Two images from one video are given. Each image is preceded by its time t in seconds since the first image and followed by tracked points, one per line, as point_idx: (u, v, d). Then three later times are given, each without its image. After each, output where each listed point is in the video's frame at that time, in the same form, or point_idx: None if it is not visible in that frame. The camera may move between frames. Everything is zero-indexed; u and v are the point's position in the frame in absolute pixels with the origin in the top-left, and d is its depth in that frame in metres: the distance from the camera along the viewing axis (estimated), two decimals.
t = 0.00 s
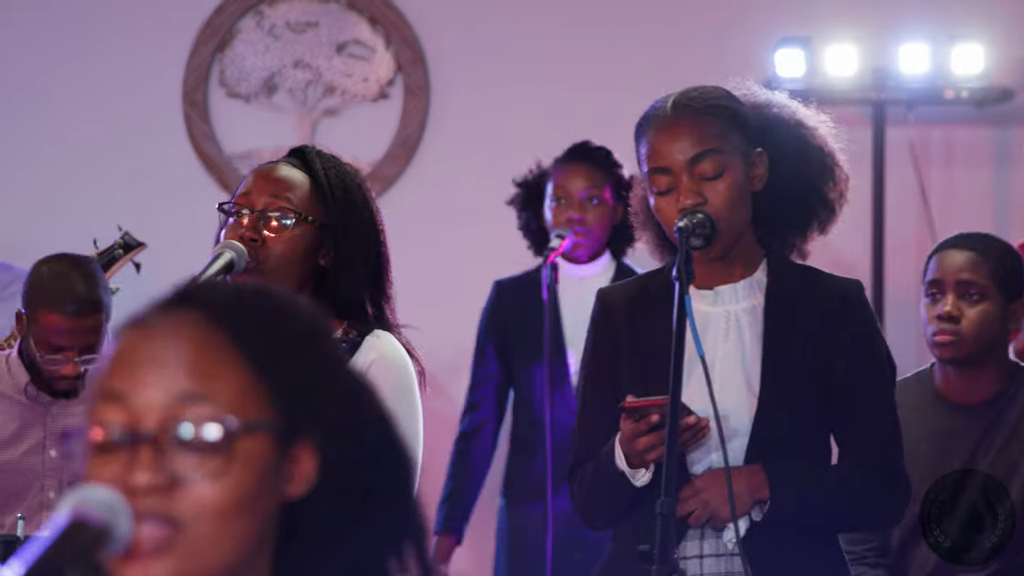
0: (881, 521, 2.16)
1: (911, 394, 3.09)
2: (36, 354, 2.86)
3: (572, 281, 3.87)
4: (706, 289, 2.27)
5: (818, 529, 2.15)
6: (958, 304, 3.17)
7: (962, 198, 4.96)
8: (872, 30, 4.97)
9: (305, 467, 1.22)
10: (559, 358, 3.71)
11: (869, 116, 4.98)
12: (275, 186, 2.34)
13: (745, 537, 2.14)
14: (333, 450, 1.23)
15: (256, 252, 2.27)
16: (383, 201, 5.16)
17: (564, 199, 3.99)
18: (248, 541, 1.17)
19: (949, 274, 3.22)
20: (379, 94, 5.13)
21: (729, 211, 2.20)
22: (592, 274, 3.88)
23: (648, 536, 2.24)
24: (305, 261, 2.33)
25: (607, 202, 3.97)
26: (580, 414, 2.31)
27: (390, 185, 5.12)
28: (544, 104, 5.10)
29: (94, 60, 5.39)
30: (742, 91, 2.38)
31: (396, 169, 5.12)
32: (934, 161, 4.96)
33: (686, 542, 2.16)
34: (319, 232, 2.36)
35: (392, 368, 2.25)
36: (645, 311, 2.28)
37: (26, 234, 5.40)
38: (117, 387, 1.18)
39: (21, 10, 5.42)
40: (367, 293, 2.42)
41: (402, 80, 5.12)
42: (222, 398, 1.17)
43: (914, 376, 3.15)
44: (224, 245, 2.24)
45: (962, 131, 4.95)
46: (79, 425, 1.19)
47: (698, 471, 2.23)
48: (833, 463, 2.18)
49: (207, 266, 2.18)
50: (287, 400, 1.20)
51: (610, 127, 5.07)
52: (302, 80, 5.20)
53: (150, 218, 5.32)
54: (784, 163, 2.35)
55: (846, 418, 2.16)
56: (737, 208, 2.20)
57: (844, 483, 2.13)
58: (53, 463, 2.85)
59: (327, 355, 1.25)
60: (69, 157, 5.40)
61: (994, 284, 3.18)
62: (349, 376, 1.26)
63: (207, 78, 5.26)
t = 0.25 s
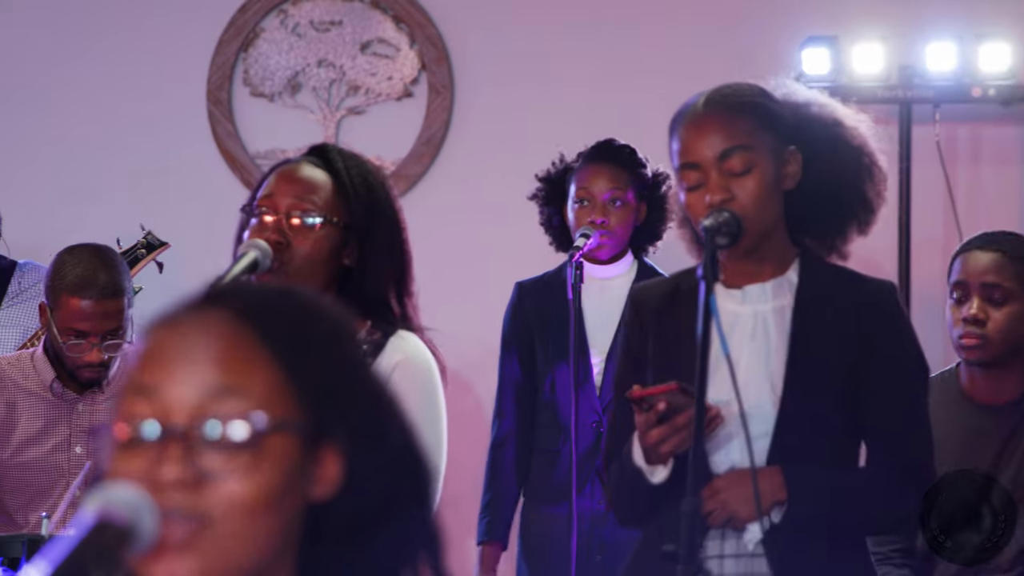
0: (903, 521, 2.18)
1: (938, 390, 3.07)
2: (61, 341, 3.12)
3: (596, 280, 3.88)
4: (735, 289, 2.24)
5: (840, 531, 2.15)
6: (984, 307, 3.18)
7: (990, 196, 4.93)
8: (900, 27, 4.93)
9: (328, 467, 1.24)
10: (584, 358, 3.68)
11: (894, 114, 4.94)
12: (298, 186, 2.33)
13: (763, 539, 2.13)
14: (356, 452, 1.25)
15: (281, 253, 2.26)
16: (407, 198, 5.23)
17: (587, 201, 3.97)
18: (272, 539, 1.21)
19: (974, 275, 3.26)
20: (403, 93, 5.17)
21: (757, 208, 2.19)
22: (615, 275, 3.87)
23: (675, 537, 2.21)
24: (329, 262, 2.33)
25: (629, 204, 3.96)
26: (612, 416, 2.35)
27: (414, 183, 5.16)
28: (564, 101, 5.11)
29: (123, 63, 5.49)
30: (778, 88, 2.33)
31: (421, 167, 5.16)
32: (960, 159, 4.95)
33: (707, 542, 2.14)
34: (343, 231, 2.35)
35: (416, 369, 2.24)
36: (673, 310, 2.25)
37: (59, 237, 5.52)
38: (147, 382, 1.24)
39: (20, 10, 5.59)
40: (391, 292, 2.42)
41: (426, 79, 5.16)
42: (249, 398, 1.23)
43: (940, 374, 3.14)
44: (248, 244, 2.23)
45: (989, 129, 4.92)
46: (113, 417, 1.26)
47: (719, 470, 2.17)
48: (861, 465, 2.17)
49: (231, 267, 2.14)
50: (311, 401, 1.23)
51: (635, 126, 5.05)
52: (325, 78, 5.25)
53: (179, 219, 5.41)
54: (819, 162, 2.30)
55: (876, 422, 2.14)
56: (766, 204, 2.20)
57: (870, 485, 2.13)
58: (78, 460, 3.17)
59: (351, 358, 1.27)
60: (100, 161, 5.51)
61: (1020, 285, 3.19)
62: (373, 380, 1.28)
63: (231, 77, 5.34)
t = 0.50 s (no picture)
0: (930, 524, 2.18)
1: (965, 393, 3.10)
2: (87, 332, 3.20)
3: (621, 280, 3.91)
4: (763, 289, 2.26)
5: (867, 532, 2.14)
6: (998, 323, 3.10)
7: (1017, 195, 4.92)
8: (928, 27, 4.93)
9: (357, 470, 1.29)
10: (610, 359, 3.71)
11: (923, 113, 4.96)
12: (326, 184, 2.34)
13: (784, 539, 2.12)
14: (386, 457, 1.31)
15: (308, 252, 2.27)
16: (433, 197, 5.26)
17: (614, 199, 3.97)
18: (300, 534, 1.24)
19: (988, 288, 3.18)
20: (431, 93, 5.21)
21: (786, 209, 2.19)
22: (642, 275, 3.90)
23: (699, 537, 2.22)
24: (357, 261, 2.34)
25: (656, 202, 3.96)
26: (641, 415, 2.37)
27: (440, 183, 5.21)
28: (588, 102, 5.15)
29: (153, 62, 5.54)
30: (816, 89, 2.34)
31: (448, 166, 5.20)
32: (987, 159, 4.93)
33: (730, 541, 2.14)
34: (371, 230, 2.36)
35: (441, 370, 2.23)
36: (702, 310, 2.25)
37: (86, 235, 5.56)
38: (189, 366, 1.29)
39: (20, 9, 5.64)
40: (416, 291, 2.42)
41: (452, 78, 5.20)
42: (289, 391, 1.27)
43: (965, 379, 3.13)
44: (275, 244, 2.24)
45: (1017, 128, 4.91)
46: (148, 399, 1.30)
47: (742, 470, 2.19)
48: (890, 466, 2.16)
49: (257, 267, 2.16)
50: (346, 400, 1.29)
51: (659, 124, 5.10)
52: (353, 78, 5.29)
53: (205, 219, 5.46)
54: (857, 160, 2.30)
55: (906, 424, 2.14)
56: (796, 205, 2.20)
57: (900, 488, 2.13)
58: (107, 460, 3.25)
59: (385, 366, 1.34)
60: (118, 160, 5.56)
61: None
62: (404, 389, 1.35)
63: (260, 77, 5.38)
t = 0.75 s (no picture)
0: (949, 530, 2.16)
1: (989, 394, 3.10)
2: (112, 333, 3.15)
3: (643, 281, 3.94)
4: (788, 290, 2.29)
5: (885, 536, 2.14)
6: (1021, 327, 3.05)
7: None
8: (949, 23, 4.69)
9: (380, 473, 1.23)
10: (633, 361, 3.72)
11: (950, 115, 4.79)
12: (350, 182, 2.35)
13: (799, 538, 2.16)
14: (410, 464, 1.24)
15: (330, 248, 2.28)
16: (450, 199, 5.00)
17: (637, 196, 4.00)
18: (319, 536, 1.18)
19: (1011, 292, 3.10)
20: (452, 92, 4.95)
21: (810, 215, 2.20)
22: (664, 275, 3.93)
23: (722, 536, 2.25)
24: (379, 259, 2.35)
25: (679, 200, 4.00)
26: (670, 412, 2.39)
27: (461, 183, 4.95)
28: (622, 104, 4.88)
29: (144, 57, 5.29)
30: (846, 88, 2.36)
31: (468, 168, 4.93)
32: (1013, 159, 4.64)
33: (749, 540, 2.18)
34: (394, 229, 2.37)
35: (463, 369, 2.22)
36: (727, 310, 2.28)
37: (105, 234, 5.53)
38: (216, 358, 1.22)
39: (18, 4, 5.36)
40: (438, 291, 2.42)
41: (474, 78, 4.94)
42: (317, 388, 1.21)
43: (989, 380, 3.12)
44: (298, 243, 2.26)
45: None
46: (170, 389, 1.22)
47: (759, 468, 2.22)
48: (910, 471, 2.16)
49: (281, 266, 2.21)
50: (377, 402, 1.23)
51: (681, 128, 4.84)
52: (374, 78, 5.02)
53: (212, 216, 5.17)
54: (885, 160, 2.32)
55: (925, 428, 2.13)
56: (820, 210, 2.21)
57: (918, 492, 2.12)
58: (133, 460, 3.15)
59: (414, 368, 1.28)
60: (125, 158, 5.28)
61: None
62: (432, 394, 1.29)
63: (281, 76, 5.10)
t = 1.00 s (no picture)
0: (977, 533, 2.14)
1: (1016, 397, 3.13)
2: (146, 328, 3.30)
3: (667, 281, 3.95)
4: (814, 289, 2.30)
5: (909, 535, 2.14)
6: None
7: None
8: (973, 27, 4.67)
9: (408, 473, 1.22)
10: (658, 360, 3.75)
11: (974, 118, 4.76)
12: (377, 181, 2.36)
13: (822, 537, 2.16)
14: (438, 463, 1.23)
15: (357, 248, 2.30)
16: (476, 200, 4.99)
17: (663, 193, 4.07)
18: (347, 533, 1.18)
19: None
20: (478, 92, 4.96)
21: (836, 218, 2.20)
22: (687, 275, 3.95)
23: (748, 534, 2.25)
24: (405, 258, 2.36)
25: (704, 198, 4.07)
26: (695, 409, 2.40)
27: (488, 182, 4.94)
28: (646, 100, 4.87)
29: (167, 55, 5.30)
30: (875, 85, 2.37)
31: (494, 167, 4.93)
32: None
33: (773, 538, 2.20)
34: (421, 228, 2.37)
35: (488, 367, 2.23)
36: (753, 309, 2.28)
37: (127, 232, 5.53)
38: (247, 358, 1.23)
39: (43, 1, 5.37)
40: (464, 293, 2.43)
41: (500, 78, 4.94)
42: (346, 387, 1.21)
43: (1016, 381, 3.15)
44: (324, 241, 2.26)
45: None
46: (200, 389, 1.22)
47: (784, 466, 2.23)
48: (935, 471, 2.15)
49: (307, 264, 2.21)
50: (404, 399, 1.22)
51: (702, 125, 4.83)
52: (399, 79, 5.04)
53: (236, 216, 5.17)
54: (915, 158, 2.33)
55: (951, 429, 2.12)
56: (848, 213, 2.21)
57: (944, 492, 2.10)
58: (161, 459, 3.26)
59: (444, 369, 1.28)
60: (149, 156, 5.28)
61: None
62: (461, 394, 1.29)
63: (308, 77, 5.10)
